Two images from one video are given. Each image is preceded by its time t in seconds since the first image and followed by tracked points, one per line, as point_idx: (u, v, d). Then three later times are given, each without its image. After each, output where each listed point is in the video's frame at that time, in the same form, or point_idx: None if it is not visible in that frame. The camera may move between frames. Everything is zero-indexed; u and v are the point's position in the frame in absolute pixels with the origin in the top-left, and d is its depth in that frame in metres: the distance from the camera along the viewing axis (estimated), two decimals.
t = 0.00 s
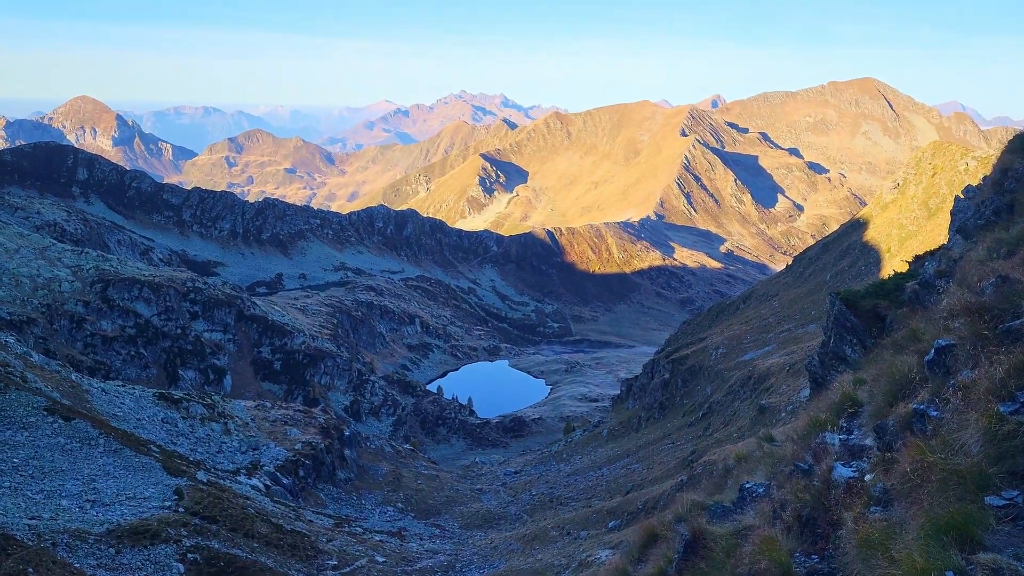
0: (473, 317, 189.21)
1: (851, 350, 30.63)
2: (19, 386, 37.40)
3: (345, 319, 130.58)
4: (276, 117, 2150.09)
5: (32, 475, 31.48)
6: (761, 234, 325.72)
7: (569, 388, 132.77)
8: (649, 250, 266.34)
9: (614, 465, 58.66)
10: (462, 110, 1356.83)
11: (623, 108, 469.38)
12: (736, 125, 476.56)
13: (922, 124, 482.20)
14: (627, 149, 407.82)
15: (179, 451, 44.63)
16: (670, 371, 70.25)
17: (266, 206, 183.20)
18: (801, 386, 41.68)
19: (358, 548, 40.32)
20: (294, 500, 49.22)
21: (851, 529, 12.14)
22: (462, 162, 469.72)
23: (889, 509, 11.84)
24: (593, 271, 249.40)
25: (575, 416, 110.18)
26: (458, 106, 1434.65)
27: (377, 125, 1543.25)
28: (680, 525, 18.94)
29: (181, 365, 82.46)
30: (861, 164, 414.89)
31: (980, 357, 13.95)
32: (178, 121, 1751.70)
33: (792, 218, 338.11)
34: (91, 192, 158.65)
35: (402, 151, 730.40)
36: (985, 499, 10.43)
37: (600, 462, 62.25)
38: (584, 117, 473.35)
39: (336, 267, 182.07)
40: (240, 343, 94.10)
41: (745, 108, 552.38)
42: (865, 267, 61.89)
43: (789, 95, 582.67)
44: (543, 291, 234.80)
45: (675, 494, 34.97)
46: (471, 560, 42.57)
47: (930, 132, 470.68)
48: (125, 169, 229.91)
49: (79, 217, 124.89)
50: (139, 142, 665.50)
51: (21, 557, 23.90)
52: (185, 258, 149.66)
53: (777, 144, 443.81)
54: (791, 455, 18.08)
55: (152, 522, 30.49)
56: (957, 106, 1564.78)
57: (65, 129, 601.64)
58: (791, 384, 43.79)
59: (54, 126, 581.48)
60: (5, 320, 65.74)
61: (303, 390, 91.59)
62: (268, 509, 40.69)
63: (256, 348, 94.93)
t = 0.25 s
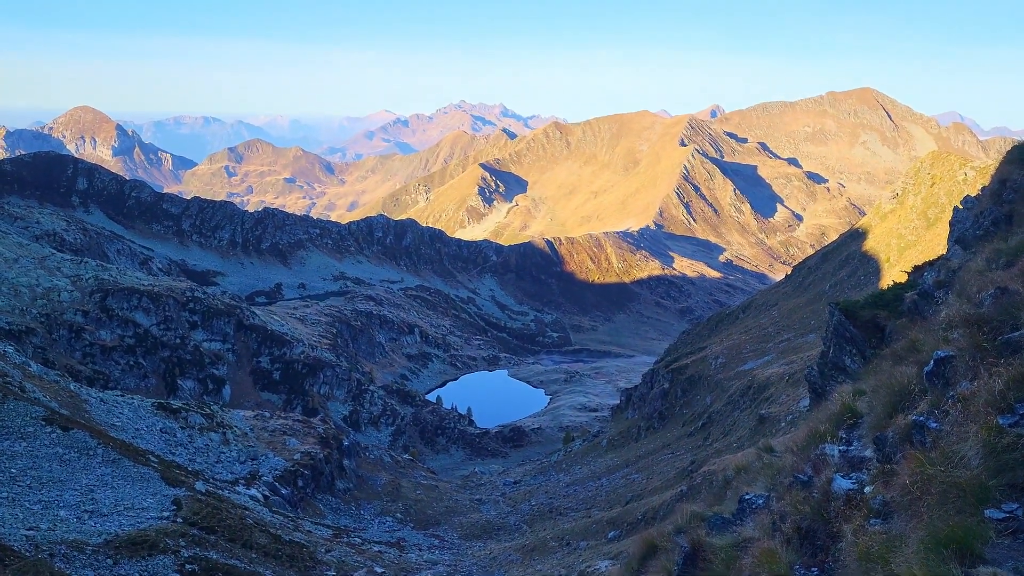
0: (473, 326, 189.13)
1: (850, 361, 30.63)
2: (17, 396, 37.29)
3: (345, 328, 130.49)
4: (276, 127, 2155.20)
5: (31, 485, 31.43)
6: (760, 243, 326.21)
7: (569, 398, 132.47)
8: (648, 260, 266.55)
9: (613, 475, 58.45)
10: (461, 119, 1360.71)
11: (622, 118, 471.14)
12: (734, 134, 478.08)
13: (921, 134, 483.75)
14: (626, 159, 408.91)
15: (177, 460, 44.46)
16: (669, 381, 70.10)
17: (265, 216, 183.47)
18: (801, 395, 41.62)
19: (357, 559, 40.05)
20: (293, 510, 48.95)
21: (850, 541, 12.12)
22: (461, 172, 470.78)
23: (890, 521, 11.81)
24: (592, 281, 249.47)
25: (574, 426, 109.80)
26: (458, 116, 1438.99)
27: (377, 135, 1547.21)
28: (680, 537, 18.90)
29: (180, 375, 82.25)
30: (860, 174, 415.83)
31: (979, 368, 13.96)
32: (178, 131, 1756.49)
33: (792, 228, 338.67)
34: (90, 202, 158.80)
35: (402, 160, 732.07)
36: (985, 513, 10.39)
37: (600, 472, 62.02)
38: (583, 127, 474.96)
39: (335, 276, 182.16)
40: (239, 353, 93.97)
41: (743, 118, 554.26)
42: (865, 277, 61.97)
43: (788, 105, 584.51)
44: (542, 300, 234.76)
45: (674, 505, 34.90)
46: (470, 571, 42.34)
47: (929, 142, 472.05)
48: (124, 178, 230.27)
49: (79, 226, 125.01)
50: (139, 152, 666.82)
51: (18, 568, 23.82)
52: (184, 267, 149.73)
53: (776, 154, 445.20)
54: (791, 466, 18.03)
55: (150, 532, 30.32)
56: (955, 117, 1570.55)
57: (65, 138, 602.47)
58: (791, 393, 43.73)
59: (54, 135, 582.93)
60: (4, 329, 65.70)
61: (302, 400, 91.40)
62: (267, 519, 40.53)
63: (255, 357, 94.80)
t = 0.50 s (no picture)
0: (471, 336, 188.91)
1: (849, 371, 30.64)
2: (13, 407, 37.10)
3: (343, 337, 130.32)
4: (274, 137, 2159.59)
5: (27, 496, 31.25)
6: (758, 253, 326.85)
7: (568, 407, 132.17)
8: (647, 269, 266.85)
9: (612, 485, 58.27)
10: (460, 129, 1364.53)
11: (620, 128, 472.90)
12: (732, 144, 479.74)
13: (918, 143, 485.55)
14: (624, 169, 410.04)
15: (175, 471, 44.21)
16: (668, 391, 70.02)
17: (264, 226, 183.58)
18: (799, 405, 41.63)
19: (356, 570, 39.76)
20: (291, 520, 48.68)
21: (849, 552, 12.11)
22: (459, 181, 471.62)
23: (889, 533, 11.82)
24: (590, 290, 249.51)
25: (573, 436, 109.56)
26: (456, 126, 1443.04)
27: (375, 145, 1550.81)
28: (679, 546, 18.84)
29: (178, 385, 82.04)
30: (857, 184, 417.11)
31: (978, 380, 13.92)
32: (176, 141, 1759.77)
33: (790, 237, 339.46)
34: (88, 212, 158.78)
35: (400, 170, 733.52)
36: (984, 524, 10.35)
37: (599, 482, 61.81)
38: (581, 136, 476.22)
39: (333, 286, 181.99)
40: (237, 363, 93.66)
41: (741, 128, 556.22)
42: (863, 287, 62.04)
43: (786, 114, 587.05)
44: (541, 310, 234.69)
45: (673, 515, 34.77)
46: None
47: (926, 152, 473.83)
48: (122, 187, 229.97)
49: (76, 236, 124.87)
50: (138, 162, 667.84)
51: None
52: (182, 277, 149.49)
53: (773, 164, 446.68)
54: (789, 477, 18.05)
55: (148, 543, 30.12)
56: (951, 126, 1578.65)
57: (64, 148, 602.64)
58: (790, 403, 43.71)
59: (52, 145, 582.80)
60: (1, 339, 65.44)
61: (300, 410, 91.18)
62: (265, 530, 40.29)
63: (253, 367, 94.52)
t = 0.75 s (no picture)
0: (469, 346, 188.62)
1: (846, 381, 30.68)
2: (9, 416, 36.93)
3: (340, 347, 129.98)
4: (272, 147, 2158.32)
5: (23, 506, 31.08)
6: (756, 262, 327.32)
7: (565, 417, 131.85)
8: (644, 279, 267.06)
9: (610, 495, 58.05)
10: (458, 139, 1366.25)
11: (618, 138, 474.54)
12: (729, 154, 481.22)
13: (915, 153, 487.39)
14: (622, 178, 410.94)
15: (171, 481, 43.92)
16: (666, 400, 69.91)
17: (261, 235, 183.61)
18: (797, 414, 41.60)
19: None
20: (288, 531, 48.39)
21: (847, 564, 12.13)
22: (457, 191, 472.50)
23: (886, 544, 11.86)
24: (588, 300, 249.56)
25: (571, 446, 109.30)
26: (454, 135, 1446.53)
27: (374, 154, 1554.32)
28: (677, 557, 18.81)
29: (175, 395, 81.76)
30: (854, 193, 418.61)
31: (973, 391, 13.95)
32: (174, 150, 1762.65)
33: (787, 247, 340.15)
34: (86, 221, 158.55)
35: (399, 180, 734.57)
36: (980, 536, 10.33)
37: (597, 492, 61.56)
38: (579, 146, 477.74)
39: (331, 295, 181.82)
40: (234, 372, 93.36)
41: (738, 138, 558.30)
42: (861, 296, 62.14)
43: (783, 124, 589.49)
44: (538, 319, 234.55)
45: (671, 525, 34.67)
46: None
47: (923, 162, 475.56)
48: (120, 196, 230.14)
49: (74, 246, 124.72)
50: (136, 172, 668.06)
51: None
52: (180, 286, 149.30)
53: (770, 173, 448.22)
54: (787, 488, 18.00)
55: (144, 554, 29.89)
56: (947, 136, 1587.14)
57: (62, 158, 602.78)
58: (787, 413, 43.69)
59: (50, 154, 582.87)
60: None
61: (297, 420, 90.80)
62: (262, 540, 40.02)
63: (251, 377, 94.20)
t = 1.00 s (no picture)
0: (466, 355, 188.34)
1: (843, 392, 30.73)
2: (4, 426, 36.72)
3: (337, 357, 129.66)
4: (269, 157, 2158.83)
5: (17, 517, 30.83)
6: (752, 272, 327.89)
7: (562, 427, 131.53)
8: (641, 288, 267.34)
9: (607, 505, 57.86)
10: (455, 148, 1369.09)
11: (614, 147, 476.39)
12: (726, 163, 483.06)
13: (911, 163, 489.66)
14: (619, 188, 412.03)
15: (167, 492, 43.63)
16: (662, 410, 69.81)
17: (258, 245, 183.66)
18: (794, 424, 41.61)
19: None
20: (284, 541, 48.10)
21: None
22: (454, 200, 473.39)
23: (882, 556, 11.90)
24: (585, 309, 249.57)
25: (568, 456, 108.94)
26: (452, 145, 1449.84)
27: (371, 164, 1557.30)
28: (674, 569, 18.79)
29: (171, 405, 81.38)
30: (850, 203, 420.33)
31: (970, 402, 13.94)
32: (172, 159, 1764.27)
33: (783, 256, 340.97)
34: (82, 231, 158.33)
35: (396, 190, 735.34)
36: (977, 547, 10.33)
37: (594, 502, 61.32)
38: (576, 155, 479.32)
39: (328, 305, 181.54)
40: (231, 382, 92.97)
41: (734, 147, 560.60)
42: (857, 306, 62.30)
43: (779, 134, 592.31)
44: (535, 329, 234.39)
45: (668, 536, 34.60)
46: None
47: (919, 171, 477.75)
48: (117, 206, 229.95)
49: (70, 255, 124.49)
50: (132, 181, 667.90)
51: None
52: (176, 296, 149.00)
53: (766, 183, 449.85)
54: (785, 498, 17.96)
55: (139, 565, 29.63)
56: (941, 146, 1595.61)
57: (59, 167, 602.42)
58: (784, 423, 43.68)
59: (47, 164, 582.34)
60: None
61: (294, 430, 90.49)
62: (258, 551, 39.78)
63: (247, 387, 93.83)
